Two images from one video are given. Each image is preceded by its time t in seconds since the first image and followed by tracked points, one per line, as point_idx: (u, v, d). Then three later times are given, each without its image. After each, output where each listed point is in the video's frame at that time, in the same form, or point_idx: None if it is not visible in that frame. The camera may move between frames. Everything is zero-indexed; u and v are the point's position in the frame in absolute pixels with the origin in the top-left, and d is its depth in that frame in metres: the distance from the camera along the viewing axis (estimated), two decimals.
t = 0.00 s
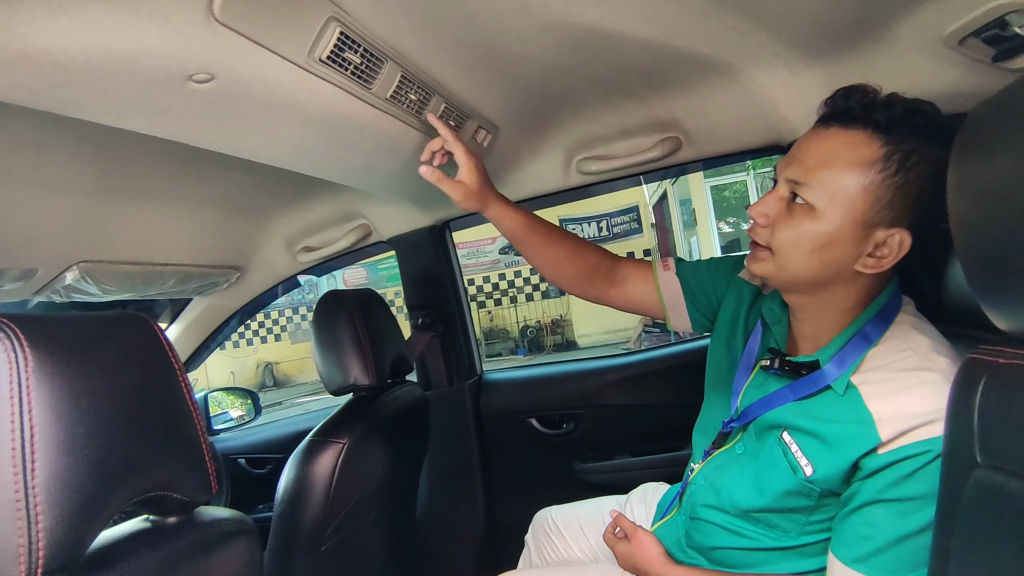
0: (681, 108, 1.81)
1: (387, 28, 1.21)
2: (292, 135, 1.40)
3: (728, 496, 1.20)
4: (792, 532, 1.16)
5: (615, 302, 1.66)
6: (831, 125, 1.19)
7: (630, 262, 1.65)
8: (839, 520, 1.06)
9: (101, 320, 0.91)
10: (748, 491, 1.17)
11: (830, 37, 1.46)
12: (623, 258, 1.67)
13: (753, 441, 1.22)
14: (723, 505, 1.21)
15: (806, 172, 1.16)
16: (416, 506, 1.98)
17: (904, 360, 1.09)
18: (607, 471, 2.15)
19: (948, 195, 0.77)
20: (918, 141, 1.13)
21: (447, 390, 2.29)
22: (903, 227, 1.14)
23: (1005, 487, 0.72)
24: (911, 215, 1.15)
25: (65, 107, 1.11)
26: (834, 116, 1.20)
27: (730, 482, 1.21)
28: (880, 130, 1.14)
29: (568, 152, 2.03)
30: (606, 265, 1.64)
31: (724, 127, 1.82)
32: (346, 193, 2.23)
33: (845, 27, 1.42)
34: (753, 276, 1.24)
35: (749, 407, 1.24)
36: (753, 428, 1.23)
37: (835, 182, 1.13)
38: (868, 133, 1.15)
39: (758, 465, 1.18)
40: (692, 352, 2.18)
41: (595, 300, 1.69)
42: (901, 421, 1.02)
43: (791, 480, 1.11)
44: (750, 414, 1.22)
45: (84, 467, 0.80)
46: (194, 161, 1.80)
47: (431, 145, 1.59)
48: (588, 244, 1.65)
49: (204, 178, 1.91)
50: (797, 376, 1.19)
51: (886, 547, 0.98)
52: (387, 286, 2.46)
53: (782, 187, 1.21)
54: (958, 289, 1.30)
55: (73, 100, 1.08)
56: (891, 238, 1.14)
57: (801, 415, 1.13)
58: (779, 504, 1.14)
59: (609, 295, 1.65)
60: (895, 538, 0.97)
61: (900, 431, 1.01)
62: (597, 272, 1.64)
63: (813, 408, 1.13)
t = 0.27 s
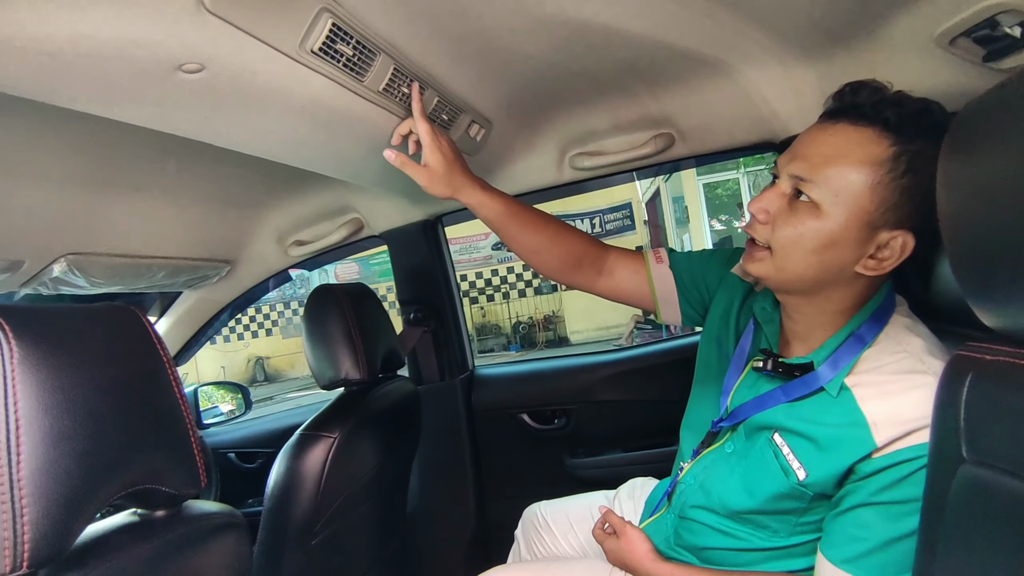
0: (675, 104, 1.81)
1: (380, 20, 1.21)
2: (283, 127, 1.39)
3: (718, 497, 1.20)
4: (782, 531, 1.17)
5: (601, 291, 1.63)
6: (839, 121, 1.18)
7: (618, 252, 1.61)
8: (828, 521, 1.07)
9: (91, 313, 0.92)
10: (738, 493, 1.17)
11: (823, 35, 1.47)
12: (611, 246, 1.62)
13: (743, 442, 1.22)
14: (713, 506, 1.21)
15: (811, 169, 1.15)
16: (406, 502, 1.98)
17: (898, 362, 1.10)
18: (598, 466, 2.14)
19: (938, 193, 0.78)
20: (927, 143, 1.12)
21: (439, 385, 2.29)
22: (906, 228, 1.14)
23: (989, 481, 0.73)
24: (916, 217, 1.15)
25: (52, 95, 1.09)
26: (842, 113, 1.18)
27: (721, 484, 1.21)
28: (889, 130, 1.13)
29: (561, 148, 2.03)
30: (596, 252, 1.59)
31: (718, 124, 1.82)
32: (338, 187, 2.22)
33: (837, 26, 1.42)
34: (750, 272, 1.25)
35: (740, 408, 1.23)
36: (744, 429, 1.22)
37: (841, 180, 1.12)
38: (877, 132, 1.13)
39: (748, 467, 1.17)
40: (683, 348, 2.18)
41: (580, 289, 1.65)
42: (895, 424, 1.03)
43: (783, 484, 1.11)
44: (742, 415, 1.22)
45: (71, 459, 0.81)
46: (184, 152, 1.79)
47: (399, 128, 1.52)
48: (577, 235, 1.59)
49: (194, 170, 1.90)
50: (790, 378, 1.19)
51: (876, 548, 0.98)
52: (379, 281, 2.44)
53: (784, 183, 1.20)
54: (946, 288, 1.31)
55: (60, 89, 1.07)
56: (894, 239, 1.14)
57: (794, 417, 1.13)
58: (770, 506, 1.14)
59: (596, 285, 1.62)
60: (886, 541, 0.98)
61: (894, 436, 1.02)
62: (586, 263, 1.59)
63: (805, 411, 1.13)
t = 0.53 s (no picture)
0: (670, 102, 1.81)
1: (374, 15, 1.20)
2: (277, 122, 1.39)
3: (713, 496, 1.20)
4: (776, 531, 1.17)
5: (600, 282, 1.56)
6: (847, 126, 1.13)
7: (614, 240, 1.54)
8: (821, 521, 1.07)
9: (84, 308, 0.92)
10: (733, 493, 1.17)
11: (818, 35, 1.47)
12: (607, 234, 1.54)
13: (738, 441, 1.20)
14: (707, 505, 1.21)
15: (819, 177, 1.10)
16: (400, 499, 1.98)
17: (895, 365, 1.10)
18: (592, 464, 2.16)
19: (931, 193, 0.78)
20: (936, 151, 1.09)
21: (433, 382, 2.29)
22: (914, 237, 1.10)
23: (976, 477, 0.74)
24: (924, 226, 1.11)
25: (44, 90, 1.09)
26: (851, 116, 1.13)
27: (716, 483, 1.21)
28: (899, 136, 1.08)
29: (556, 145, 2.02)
30: (592, 241, 1.52)
31: (714, 123, 1.82)
32: (332, 183, 2.21)
33: (832, 25, 1.42)
34: (752, 281, 1.19)
35: (735, 408, 1.21)
36: (739, 429, 1.21)
37: (850, 189, 1.07)
38: (887, 139, 1.09)
39: (743, 467, 1.17)
40: (677, 346, 2.19)
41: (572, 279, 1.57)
42: (892, 428, 1.03)
43: (778, 484, 1.11)
44: (737, 414, 1.20)
45: (63, 455, 0.81)
46: (177, 148, 1.78)
47: (387, 125, 1.49)
48: (572, 222, 1.50)
49: (187, 165, 1.89)
50: (787, 379, 1.17)
51: (869, 548, 0.99)
52: (374, 278, 2.44)
53: (789, 190, 1.14)
54: (940, 287, 1.31)
55: (52, 82, 1.06)
56: (902, 248, 1.10)
57: (791, 419, 1.12)
58: (765, 506, 1.14)
59: (594, 276, 1.54)
60: (879, 541, 0.98)
61: (891, 439, 1.03)
62: (581, 253, 1.51)
63: (802, 412, 1.12)
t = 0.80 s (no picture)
0: (666, 102, 1.81)
1: (370, 12, 1.20)
2: (273, 119, 1.38)
3: (706, 494, 1.20)
4: (769, 530, 1.18)
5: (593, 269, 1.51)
6: (850, 122, 1.11)
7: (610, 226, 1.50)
8: (816, 520, 1.08)
9: (79, 305, 0.92)
10: (727, 492, 1.18)
11: (814, 35, 1.47)
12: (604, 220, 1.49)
13: (732, 439, 1.21)
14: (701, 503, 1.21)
15: (823, 174, 1.08)
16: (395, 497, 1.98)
17: (892, 366, 1.10)
18: (587, 462, 2.14)
19: (924, 194, 0.78)
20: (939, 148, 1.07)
21: (428, 380, 2.29)
22: (917, 235, 1.09)
23: (967, 476, 0.74)
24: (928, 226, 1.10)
25: (38, 86, 1.08)
26: (855, 111, 1.10)
27: (710, 480, 1.21)
28: (904, 133, 1.06)
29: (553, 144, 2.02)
30: (590, 228, 1.47)
31: (710, 122, 1.82)
32: (328, 181, 2.20)
33: (827, 25, 1.43)
34: (752, 278, 1.18)
35: (730, 405, 1.22)
36: (733, 426, 1.21)
37: (853, 187, 1.06)
38: (892, 136, 1.07)
39: (738, 466, 1.17)
40: (673, 345, 2.20)
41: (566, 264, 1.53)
42: (889, 429, 1.03)
43: (774, 484, 1.12)
44: (732, 412, 1.20)
45: (56, 453, 0.81)
46: (172, 145, 1.77)
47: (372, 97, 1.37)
48: (571, 205, 1.44)
49: (183, 162, 1.88)
50: (784, 379, 1.18)
51: (864, 549, 0.99)
52: (370, 275, 2.44)
53: (791, 187, 1.12)
54: (934, 287, 1.32)
55: (47, 78, 1.06)
56: (905, 246, 1.09)
57: (787, 419, 1.12)
58: (759, 506, 1.15)
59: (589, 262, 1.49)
60: (873, 541, 0.99)
61: (888, 441, 1.03)
62: (579, 239, 1.46)
63: (798, 413, 1.12)
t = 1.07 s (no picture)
0: (664, 101, 1.81)
1: (367, 9, 1.20)
2: (270, 117, 1.38)
3: (706, 499, 1.20)
4: (767, 539, 1.18)
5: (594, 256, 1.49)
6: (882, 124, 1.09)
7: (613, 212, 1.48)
8: (816, 528, 1.10)
9: (76, 302, 0.92)
10: (729, 499, 1.17)
11: (810, 35, 1.48)
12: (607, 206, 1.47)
13: (735, 444, 1.20)
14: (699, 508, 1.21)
15: (852, 174, 1.07)
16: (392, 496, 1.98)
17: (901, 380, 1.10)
18: (584, 460, 2.16)
19: (922, 193, 0.79)
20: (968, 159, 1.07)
21: (426, 378, 2.29)
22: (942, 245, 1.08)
23: (964, 474, 0.75)
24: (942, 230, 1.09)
25: (33, 83, 1.08)
26: (891, 112, 1.09)
27: (710, 485, 1.20)
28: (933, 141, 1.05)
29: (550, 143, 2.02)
30: (595, 213, 1.44)
31: (707, 122, 1.82)
32: (325, 179, 2.20)
33: (824, 25, 1.43)
34: (766, 278, 1.16)
35: (734, 408, 1.20)
36: (735, 430, 1.20)
37: (882, 189, 1.04)
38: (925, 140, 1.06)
39: (741, 473, 1.17)
40: (669, 344, 2.20)
41: (563, 248, 1.49)
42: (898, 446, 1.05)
43: (779, 495, 1.11)
44: (735, 416, 1.19)
45: (52, 450, 0.81)
46: (169, 142, 1.77)
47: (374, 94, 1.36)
48: (574, 189, 1.41)
49: (179, 160, 1.87)
50: (793, 387, 1.16)
51: (864, 560, 1.03)
52: (367, 274, 2.44)
53: (817, 185, 1.11)
54: (931, 287, 1.33)
55: (42, 75, 1.05)
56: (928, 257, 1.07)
57: (795, 429, 1.12)
58: (760, 516, 1.15)
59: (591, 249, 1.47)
60: (873, 554, 1.02)
61: (896, 458, 1.05)
62: (581, 224, 1.43)
63: (806, 424, 1.11)
